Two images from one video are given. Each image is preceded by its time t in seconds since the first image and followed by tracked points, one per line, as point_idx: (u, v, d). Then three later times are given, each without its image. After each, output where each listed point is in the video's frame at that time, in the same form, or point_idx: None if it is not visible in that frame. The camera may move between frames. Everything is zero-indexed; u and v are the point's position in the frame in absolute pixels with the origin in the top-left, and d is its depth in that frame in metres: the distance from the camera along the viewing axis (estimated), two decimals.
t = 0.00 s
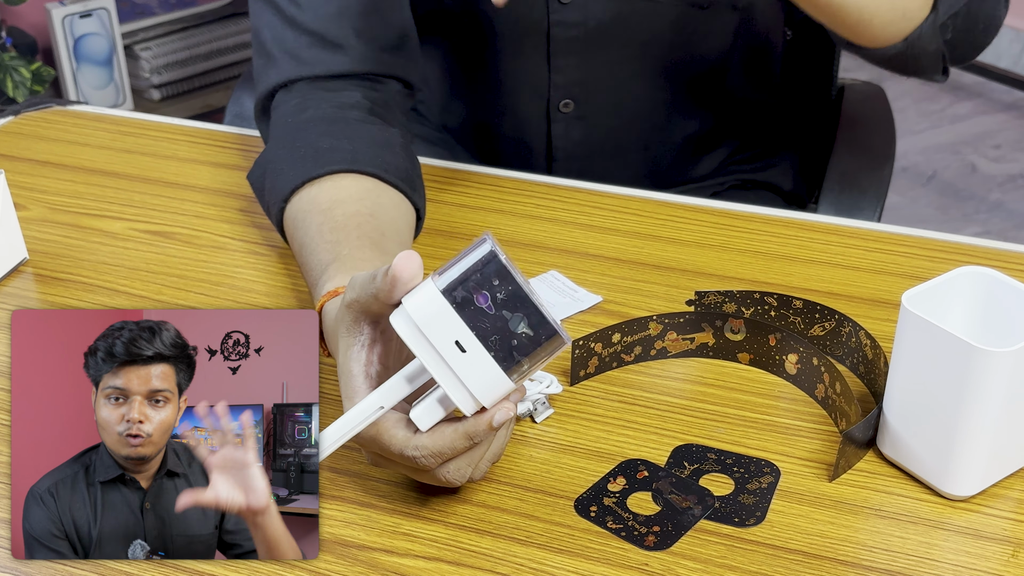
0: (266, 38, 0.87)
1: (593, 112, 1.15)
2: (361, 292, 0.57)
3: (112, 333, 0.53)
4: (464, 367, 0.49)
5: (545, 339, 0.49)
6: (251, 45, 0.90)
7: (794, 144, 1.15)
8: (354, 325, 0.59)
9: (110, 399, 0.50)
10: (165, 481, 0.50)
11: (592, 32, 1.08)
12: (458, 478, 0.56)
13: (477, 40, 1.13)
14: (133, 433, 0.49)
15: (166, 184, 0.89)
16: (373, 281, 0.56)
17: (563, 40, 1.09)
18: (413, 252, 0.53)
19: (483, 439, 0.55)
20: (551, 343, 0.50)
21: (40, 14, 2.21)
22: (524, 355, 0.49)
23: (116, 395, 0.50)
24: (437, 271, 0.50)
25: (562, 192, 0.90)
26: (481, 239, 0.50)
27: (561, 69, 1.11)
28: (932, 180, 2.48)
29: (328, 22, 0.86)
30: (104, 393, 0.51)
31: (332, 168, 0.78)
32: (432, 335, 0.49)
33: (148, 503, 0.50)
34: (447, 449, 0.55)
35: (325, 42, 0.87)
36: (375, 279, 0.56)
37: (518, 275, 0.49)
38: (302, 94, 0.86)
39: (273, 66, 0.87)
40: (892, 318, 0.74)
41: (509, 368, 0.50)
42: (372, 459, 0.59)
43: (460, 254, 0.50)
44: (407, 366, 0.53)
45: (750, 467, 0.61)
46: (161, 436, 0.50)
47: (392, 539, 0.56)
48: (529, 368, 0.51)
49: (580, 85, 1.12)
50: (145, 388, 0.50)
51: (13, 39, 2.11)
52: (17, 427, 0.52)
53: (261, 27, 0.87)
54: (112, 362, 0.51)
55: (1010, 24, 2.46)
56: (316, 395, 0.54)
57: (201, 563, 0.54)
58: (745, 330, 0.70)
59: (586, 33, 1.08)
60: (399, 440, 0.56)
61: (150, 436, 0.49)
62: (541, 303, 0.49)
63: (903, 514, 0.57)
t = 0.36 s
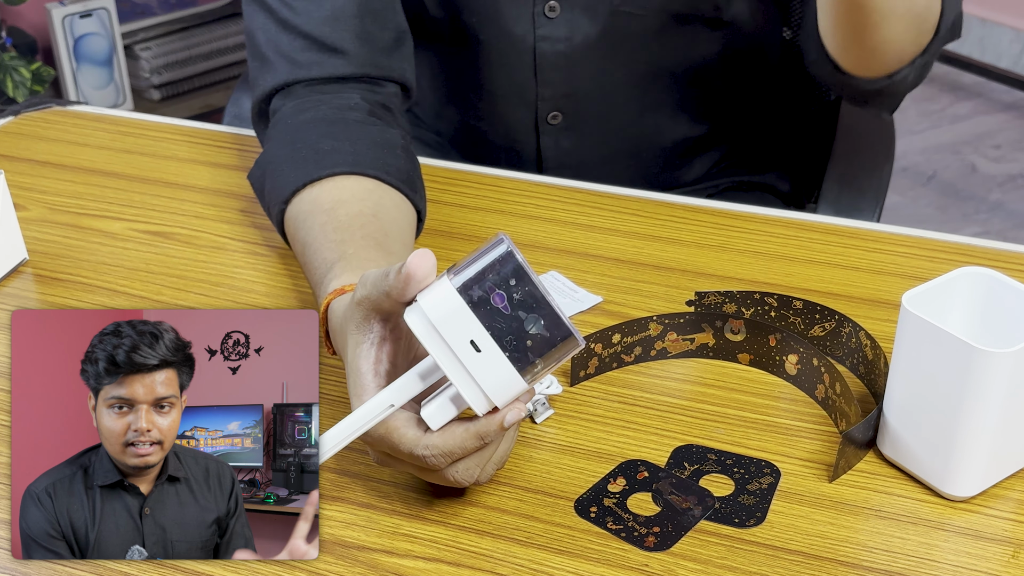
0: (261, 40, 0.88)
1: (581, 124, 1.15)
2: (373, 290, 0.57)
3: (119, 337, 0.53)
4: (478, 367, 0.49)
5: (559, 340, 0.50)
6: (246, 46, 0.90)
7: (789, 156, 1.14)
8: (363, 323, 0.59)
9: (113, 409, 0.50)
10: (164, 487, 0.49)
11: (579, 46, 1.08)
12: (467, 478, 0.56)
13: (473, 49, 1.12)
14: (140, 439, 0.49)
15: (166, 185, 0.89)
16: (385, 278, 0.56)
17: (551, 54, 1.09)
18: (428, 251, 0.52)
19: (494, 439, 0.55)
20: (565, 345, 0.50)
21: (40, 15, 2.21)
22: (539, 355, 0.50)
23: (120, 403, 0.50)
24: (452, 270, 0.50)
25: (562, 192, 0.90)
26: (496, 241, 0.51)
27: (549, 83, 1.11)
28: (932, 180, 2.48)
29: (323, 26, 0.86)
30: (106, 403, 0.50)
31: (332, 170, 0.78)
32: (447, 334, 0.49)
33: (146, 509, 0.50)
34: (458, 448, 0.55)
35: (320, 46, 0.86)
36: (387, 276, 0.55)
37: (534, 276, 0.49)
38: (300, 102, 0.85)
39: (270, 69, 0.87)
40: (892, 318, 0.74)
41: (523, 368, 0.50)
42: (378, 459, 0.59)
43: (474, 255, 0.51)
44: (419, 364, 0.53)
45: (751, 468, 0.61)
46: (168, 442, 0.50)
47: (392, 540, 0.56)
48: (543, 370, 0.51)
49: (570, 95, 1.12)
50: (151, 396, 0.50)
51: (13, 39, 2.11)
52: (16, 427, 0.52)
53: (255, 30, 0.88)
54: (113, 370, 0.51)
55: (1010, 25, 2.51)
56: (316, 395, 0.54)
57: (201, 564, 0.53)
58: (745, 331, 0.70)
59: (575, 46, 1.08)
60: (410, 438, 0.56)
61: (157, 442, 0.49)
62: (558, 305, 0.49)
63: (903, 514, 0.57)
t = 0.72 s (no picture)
0: (261, 39, 0.88)
1: (581, 125, 1.16)
2: (373, 292, 0.57)
3: (126, 340, 0.52)
4: (477, 372, 0.49)
5: (560, 347, 0.49)
6: (246, 45, 0.90)
7: (787, 156, 1.14)
8: (363, 325, 0.59)
9: (131, 417, 0.50)
10: (169, 488, 0.49)
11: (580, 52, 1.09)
12: (464, 482, 0.57)
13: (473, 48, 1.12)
14: (160, 448, 0.49)
15: (166, 184, 0.89)
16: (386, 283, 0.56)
17: (552, 57, 1.10)
18: (429, 256, 0.52)
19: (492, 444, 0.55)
20: (566, 352, 0.50)
21: (40, 14, 2.21)
22: (538, 361, 0.49)
23: (137, 413, 0.50)
24: (455, 275, 0.50)
25: (562, 192, 0.90)
26: (498, 246, 0.50)
27: (549, 84, 1.12)
28: (932, 180, 2.48)
29: (323, 25, 0.86)
30: (123, 411, 0.50)
31: (332, 170, 0.78)
32: (447, 340, 0.49)
33: (150, 509, 0.50)
34: (455, 453, 0.55)
35: (320, 44, 0.86)
36: (388, 278, 0.55)
37: (536, 283, 0.49)
38: (300, 100, 0.85)
39: (269, 68, 0.87)
40: (892, 318, 0.74)
41: (523, 374, 0.50)
42: (377, 462, 0.59)
43: (477, 259, 0.51)
44: (418, 366, 0.53)
45: (752, 468, 0.61)
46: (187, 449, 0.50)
47: (392, 539, 0.56)
48: (544, 375, 0.51)
49: (572, 98, 1.13)
50: (173, 405, 0.50)
51: (13, 39, 2.11)
52: (16, 427, 0.52)
53: (255, 27, 0.88)
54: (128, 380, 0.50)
55: (1008, 25, 2.51)
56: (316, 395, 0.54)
57: (201, 564, 0.53)
58: (744, 331, 0.70)
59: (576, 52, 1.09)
60: (407, 441, 0.56)
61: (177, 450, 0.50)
62: (559, 312, 0.49)
63: (903, 514, 0.57)
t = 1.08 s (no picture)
0: (263, 38, 0.88)
1: (583, 129, 1.14)
2: (370, 293, 0.57)
3: (135, 340, 0.52)
4: (474, 373, 0.49)
5: (555, 347, 0.49)
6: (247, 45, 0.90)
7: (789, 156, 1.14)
8: (360, 325, 0.59)
9: (132, 417, 0.50)
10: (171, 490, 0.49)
11: (589, 59, 1.07)
12: (461, 480, 0.57)
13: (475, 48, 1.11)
14: (158, 450, 0.49)
15: (166, 184, 0.89)
16: (381, 283, 0.56)
17: (560, 64, 1.08)
18: (423, 256, 0.51)
19: (490, 443, 0.55)
20: (562, 352, 0.50)
21: (40, 14, 2.21)
22: (534, 362, 0.49)
23: (138, 413, 0.50)
24: (448, 276, 0.50)
25: (562, 192, 0.90)
26: (492, 246, 0.50)
27: (555, 90, 1.10)
28: (933, 180, 2.48)
29: (326, 25, 0.86)
30: (124, 410, 0.50)
31: (333, 169, 0.78)
32: (442, 340, 0.49)
33: (153, 511, 0.50)
34: (453, 453, 0.55)
35: (323, 45, 0.86)
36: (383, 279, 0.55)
37: (531, 283, 0.49)
38: (303, 100, 0.85)
39: (272, 67, 0.87)
40: (892, 318, 0.74)
41: (519, 374, 0.50)
42: (374, 462, 0.59)
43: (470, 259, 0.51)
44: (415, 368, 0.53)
45: (754, 468, 0.61)
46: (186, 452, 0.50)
47: (392, 540, 0.56)
48: (540, 376, 0.51)
49: (575, 103, 1.11)
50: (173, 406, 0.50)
51: (13, 39, 2.11)
52: (17, 428, 0.52)
53: (258, 28, 0.88)
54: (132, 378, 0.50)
55: (1009, 25, 2.50)
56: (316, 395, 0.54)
57: (202, 564, 0.53)
58: (745, 331, 0.70)
59: (582, 60, 1.07)
60: (405, 441, 0.56)
61: (175, 454, 0.49)
62: (554, 311, 0.49)
63: (903, 514, 0.57)
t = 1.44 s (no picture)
0: (268, 38, 0.88)
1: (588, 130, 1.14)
2: (375, 291, 0.57)
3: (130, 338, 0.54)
4: (480, 373, 0.49)
5: (562, 350, 0.50)
6: (251, 46, 0.90)
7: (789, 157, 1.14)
8: (365, 322, 0.59)
9: (121, 407, 0.51)
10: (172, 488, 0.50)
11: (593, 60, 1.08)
12: (461, 482, 0.56)
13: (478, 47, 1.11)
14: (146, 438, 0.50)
15: (166, 184, 0.89)
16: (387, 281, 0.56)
17: (565, 65, 1.08)
18: (430, 256, 0.52)
19: (492, 444, 0.55)
20: (568, 355, 0.50)
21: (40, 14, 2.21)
22: (540, 364, 0.49)
23: (127, 402, 0.51)
24: (457, 276, 0.50)
25: (562, 192, 0.90)
26: (502, 248, 0.51)
27: (562, 91, 1.10)
28: (933, 180, 2.48)
29: (331, 26, 0.86)
30: (114, 400, 0.51)
31: (335, 170, 0.78)
32: (450, 340, 0.49)
33: (155, 508, 0.50)
34: (455, 453, 0.55)
35: (327, 45, 0.86)
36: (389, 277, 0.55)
37: (540, 286, 0.49)
38: (304, 98, 0.85)
39: (275, 67, 0.87)
40: (892, 318, 0.74)
41: (525, 376, 0.50)
42: (371, 460, 0.59)
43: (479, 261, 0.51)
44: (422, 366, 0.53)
45: (754, 468, 0.61)
46: (174, 439, 0.50)
47: (392, 540, 0.55)
48: (545, 378, 0.51)
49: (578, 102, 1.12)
50: (156, 393, 0.51)
51: (13, 39, 2.11)
52: (18, 428, 0.53)
53: (262, 27, 0.88)
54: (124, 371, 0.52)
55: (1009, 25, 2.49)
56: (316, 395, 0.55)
57: (201, 563, 0.52)
58: (745, 331, 0.70)
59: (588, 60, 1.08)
60: (407, 440, 0.56)
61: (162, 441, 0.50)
62: (562, 314, 0.49)
63: (903, 514, 0.57)
